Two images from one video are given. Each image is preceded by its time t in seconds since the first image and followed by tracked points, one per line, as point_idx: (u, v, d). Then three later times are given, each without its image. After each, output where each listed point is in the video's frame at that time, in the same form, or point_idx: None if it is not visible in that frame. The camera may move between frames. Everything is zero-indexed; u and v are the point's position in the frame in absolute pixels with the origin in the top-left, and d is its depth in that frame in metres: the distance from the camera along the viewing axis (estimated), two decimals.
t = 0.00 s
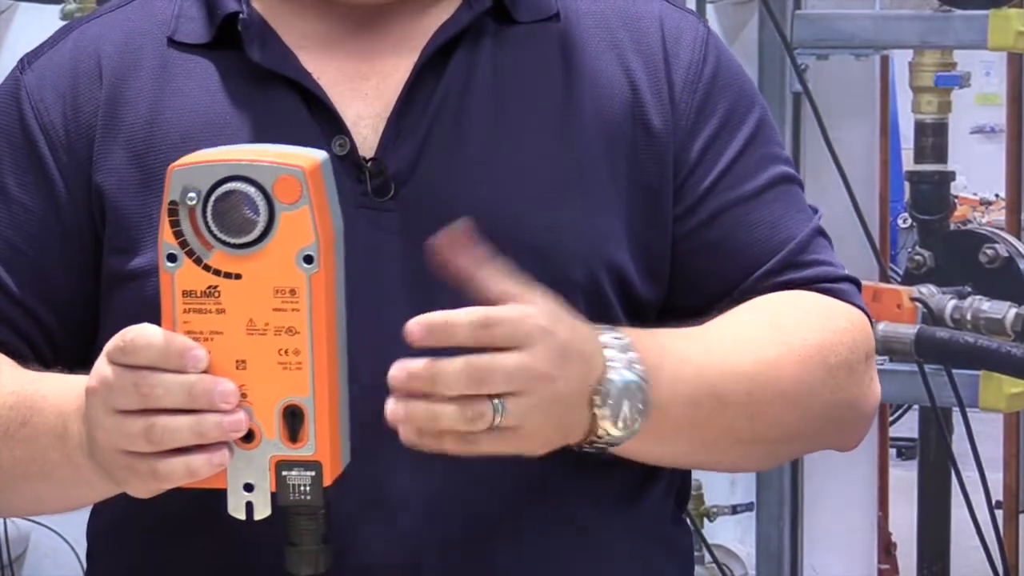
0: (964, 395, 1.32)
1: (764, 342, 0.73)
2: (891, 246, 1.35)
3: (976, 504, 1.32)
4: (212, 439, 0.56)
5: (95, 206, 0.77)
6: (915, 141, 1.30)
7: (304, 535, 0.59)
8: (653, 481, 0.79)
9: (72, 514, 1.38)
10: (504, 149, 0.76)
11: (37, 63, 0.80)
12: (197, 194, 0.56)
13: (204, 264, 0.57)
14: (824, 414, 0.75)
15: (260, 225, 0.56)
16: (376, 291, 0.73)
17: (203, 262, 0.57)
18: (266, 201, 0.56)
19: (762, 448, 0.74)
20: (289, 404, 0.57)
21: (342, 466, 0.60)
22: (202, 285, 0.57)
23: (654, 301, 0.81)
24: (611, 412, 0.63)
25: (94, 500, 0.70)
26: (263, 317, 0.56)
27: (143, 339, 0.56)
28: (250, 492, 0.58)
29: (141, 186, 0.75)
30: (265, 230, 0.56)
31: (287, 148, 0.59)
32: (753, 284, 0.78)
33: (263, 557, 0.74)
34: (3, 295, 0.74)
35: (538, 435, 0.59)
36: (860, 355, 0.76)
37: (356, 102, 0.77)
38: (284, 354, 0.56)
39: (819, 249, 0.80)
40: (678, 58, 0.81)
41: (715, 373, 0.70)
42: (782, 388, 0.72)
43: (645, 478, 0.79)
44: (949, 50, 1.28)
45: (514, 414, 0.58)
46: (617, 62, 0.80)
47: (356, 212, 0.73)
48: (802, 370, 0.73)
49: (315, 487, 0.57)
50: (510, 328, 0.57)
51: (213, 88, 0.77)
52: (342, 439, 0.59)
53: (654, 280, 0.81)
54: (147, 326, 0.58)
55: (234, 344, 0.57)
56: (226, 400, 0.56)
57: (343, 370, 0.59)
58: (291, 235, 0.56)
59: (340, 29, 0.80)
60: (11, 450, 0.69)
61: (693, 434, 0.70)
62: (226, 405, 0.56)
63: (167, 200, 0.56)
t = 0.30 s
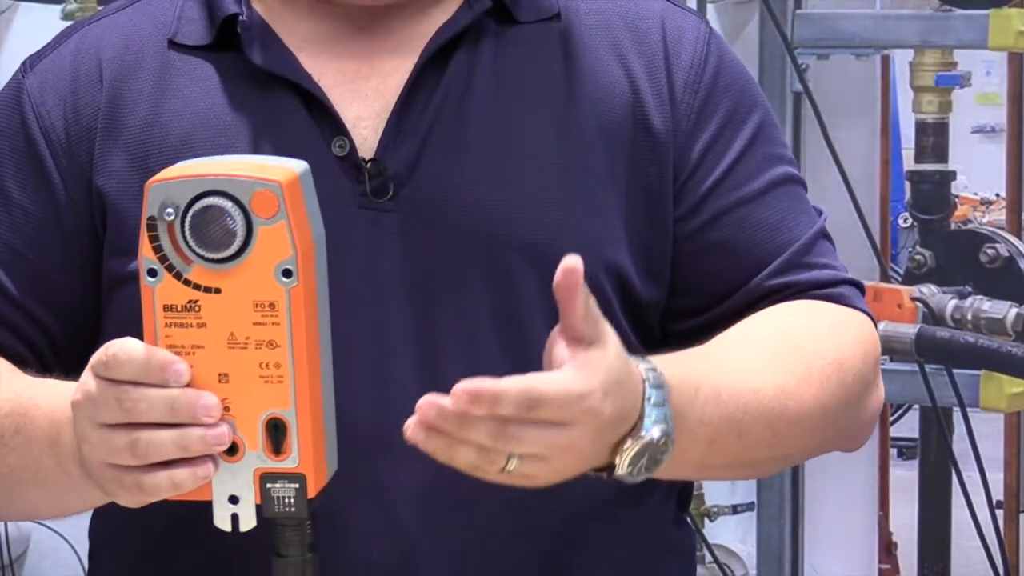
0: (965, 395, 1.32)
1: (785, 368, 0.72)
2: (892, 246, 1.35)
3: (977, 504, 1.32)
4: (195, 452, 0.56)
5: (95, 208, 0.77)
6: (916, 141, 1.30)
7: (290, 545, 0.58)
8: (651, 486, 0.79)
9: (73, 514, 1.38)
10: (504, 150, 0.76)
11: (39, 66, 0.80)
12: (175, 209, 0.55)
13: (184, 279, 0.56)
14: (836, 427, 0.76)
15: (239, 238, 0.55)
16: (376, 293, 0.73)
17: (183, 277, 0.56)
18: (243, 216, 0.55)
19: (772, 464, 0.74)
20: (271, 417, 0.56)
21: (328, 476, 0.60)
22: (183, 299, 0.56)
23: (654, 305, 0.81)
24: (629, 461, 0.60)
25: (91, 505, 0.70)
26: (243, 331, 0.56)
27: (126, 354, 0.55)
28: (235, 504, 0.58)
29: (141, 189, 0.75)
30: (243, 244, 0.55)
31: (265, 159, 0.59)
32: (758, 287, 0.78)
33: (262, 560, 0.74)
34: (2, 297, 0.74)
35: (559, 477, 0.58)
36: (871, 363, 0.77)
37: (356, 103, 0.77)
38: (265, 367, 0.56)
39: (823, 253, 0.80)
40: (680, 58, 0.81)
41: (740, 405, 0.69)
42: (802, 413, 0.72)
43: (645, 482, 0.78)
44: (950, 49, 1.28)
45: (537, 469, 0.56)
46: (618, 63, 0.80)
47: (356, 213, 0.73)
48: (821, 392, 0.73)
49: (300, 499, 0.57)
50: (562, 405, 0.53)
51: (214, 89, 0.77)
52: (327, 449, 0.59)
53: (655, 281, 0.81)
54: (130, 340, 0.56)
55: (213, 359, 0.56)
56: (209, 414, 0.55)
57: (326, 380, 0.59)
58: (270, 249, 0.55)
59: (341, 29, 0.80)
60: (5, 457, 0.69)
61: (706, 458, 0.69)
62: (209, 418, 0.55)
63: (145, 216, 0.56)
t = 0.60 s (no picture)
0: (964, 395, 1.32)
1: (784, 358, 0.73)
2: (891, 245, 1.35)
3: (976, 504, 1.32)
4: (188, 458, 0.56)
5: (95, 210, 0.77)
6: (915, 141, 1.30)
7: (283, 550, 0.58)
8: (654, 485, 0.79)
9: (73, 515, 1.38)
10: (504, 150, 0.76)
11: (39, 67, 0.80)
12: (167, 215, 0.55)
13: (177, 285, 0.56)
14: (834, 421, 0.76)
15: (231, 243, 0.55)
16: (375, 294, 0.73)
17: (175, 282, 0.56)
18: (235, 221, 0.55)
19: (768, 456, 0.75)
20: (264, 422, 0.56)
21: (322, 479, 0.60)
22: (176, 304, 0.56)
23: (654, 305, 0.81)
24: (623, 442, 0.60)
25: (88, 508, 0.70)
26: (236, 337, 0.56)
27: (120, 359, 0.55)
28: (229, 509, 0.58)
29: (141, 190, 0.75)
30: (235, 250, 0.55)
31: (258, 164, 0.58)
32: (758, 283, 0.78)
33: (260, 562, 0.74)
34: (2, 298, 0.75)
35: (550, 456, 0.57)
36: (871, 358, 0.78)
37: (357, 103, 0.77)
38: (258, 373, 0.56)
39: (824, 249, 0.80)
40: (679, 58, 0.81)
41: (737, 394, 0.70)
42: (801, 405, 0.72)
43: (646, 481, 0.79)
44: (949, 49, 1.28)
45: (527, 445, 0.55)
46: (617, 62, 0.80)
47: (356, 213, 0.73)
48: (820, 385, 0.73)
49: (293, 503, 0.57)
50: (554, 378, 0.53)
51: (214, 90, 0.77)
52: (320, 452, 0.59)
53: (655, 281, 0.81)
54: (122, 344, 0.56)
55: (206, 364, 0.56)
56: (201, 419, 0.56)
57: (320, 385, 0.59)
58: (263, 254, 0.55)
59: (341, 29, 0.80)
60: (4, 459, 0.69)
61: (703, 444, 0.69)
62: (201, 423, 0.56)
63: (138, 222, 0.56)
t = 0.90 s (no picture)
0: (964, 397, 1.33)
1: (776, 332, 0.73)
2: (891, 246, 1.35)
3: (976, 505, 1.32)
4: (189, 456, 0.56)
5: (95, 210, 0.77)
6: (915, 142, 1.30)
7: (283, 548, 0.58)
8: (657, 483, 0.80)
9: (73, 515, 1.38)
10: (505, 151, 0.76)
11: (40, 67, 0.80)
12: (168, 214, 0.55)
13: (178, 284, 0.56)
14: (826, 405, 0.76)
15: (232, 243, 0.55)
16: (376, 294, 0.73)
17: (176, 281, 0.56)
18: (237, 221, 0.55)
19: (755, 433, 0.75)
20: (265, 421, 0.56)
21: (321, 479, 0.60)
22: (177, 303, 0.56)
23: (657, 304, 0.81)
24: (598, 386, 0.61)
25: (87, 508, 0.70)
26: (237, 336, 0.56)
27: (120, 358, 0.56)
28: (229, 508, 0.58)
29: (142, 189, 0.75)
30: (236, 249, 0.55)
31: (259, 163, 0.58)
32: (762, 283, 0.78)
33: (260, 562, 0.74)
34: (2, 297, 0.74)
35: (514, 383, 0.59)
36: (868, 352, 0.78)
37: (358, 104, 0.77)
38: (258, 372, 0.56)
39: (828, 246, 0.80)
40: (682, 60, 0.81)
41: (721, 358, 0.69)
42: (788, 378, 0.72)
43: (648, 478, 0.80)
44: (949, 50, 1.28)
45: (487, 363, 0.57)
46: (620, 63, 0.80)
47: (357, 214, 0.73)
48: (809, 362, 0.73)
49: (293, 502, 0.57)
50: (504, 290, 0.54)
51: (216, 90, 0.77)
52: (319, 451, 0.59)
53: (657, 281, 0.81)
54: (124, 343, 0.57)
55: (207, 362, 0.56)
56: (202, 418, 0.56)
57: (320, 383, 0.59)
58: (265, 253, 0.55)
59: (343, 31, 0.80)
60: (4, 458, 0.69)
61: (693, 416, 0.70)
62: (202, 422, 0.56)
63: (139, 221, 0.55)
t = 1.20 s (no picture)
0: (966, 398, 1.32)
1: (777, 342, 0.74)
2: (892, 248, 1.35)
3: (977, 505, 1.32)
4: (195, 454, 0.56)
5: (96, 211, 0.77)
6: (916, 143, 1.30)
7: (288, 548, 0.58)
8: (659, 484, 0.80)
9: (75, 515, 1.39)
10: (505, 152, 0.76)
11: (41, 68, 0.80)
12: (176, 214, 0.55)
13: (184, 283, 0.56)
14: (830, 412, 0.77)
15: (239, 242, 0.55)
16: (376, 296, 0.73)
17: (183, 280, 0.56)
18: (244, 220, 0.55)
19: (760, 442, 0.76)
20: (270, 421, 0.56)
21: (325, 478, 0.60)
22: (183, 302, 0.56)
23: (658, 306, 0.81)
24: (601, 404, 0.63)
25: (88, 508, 0.70)
26: (244, 335, 0.56)
27: (126, 357, 0.56)
28: (233, 507, 0.58)
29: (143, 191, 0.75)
30: (243, 249, 0.55)
31: (263, 163, 0.58)
32: (762, 288, 0.79)
33: (261, 563, 0.74)
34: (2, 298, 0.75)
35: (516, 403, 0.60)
36: (870, 357, 0.78)
37: (358, 105, 0.77)
38: (264, 371, 0.56)
39: (830, 250, 0.81)
40: (683, 62, 0.81)
41: (723, 370, 0.71)
42: (790, 388, 0.73)
43: (650, 480, 0.80)
44: (950, 51, 1.28)
45: (492, 388, 0.59)
46: (621, 64, 0.80)
47: (358, 215, 0.73)
48: (811, 371, 0.74)
49: (298, 501, 0.57)
50: (511, 319, 0.56)
51: (215, 91, 0.77)
52: (324, 450, 0.59)
53: (658, 284, 0.81)
54: (130, 343, 0.57)
55: (213, 361, 0.56)
56: (207, 417, 0.56)
57: (325, 382, 0.59)
58: (272, 253, 0.55)
59: (342, 32, 0.80)
60: (5, 459, 0.69)
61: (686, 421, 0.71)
62: (207, 421, 0.56)
63: (146, 220, 0.55)
